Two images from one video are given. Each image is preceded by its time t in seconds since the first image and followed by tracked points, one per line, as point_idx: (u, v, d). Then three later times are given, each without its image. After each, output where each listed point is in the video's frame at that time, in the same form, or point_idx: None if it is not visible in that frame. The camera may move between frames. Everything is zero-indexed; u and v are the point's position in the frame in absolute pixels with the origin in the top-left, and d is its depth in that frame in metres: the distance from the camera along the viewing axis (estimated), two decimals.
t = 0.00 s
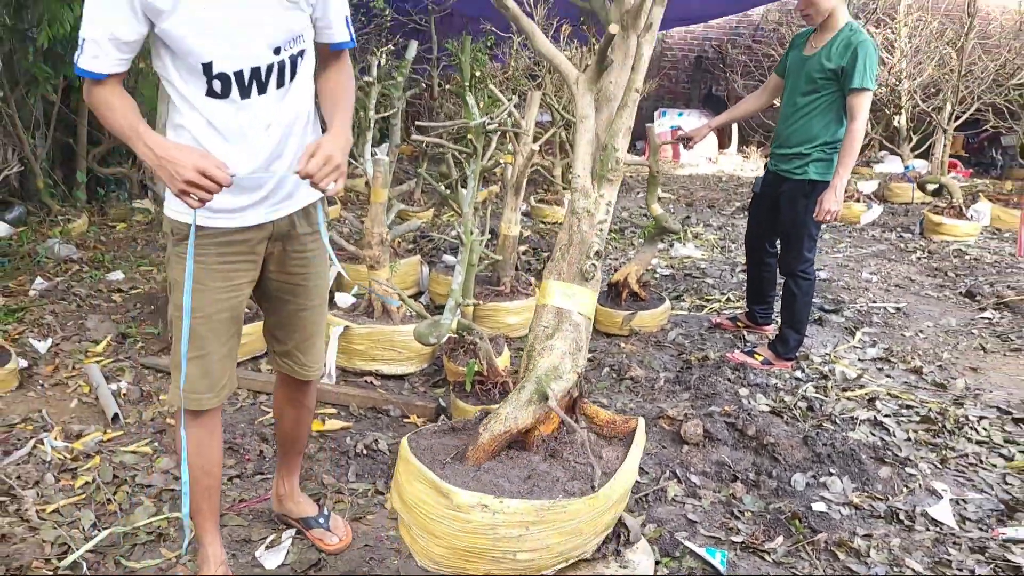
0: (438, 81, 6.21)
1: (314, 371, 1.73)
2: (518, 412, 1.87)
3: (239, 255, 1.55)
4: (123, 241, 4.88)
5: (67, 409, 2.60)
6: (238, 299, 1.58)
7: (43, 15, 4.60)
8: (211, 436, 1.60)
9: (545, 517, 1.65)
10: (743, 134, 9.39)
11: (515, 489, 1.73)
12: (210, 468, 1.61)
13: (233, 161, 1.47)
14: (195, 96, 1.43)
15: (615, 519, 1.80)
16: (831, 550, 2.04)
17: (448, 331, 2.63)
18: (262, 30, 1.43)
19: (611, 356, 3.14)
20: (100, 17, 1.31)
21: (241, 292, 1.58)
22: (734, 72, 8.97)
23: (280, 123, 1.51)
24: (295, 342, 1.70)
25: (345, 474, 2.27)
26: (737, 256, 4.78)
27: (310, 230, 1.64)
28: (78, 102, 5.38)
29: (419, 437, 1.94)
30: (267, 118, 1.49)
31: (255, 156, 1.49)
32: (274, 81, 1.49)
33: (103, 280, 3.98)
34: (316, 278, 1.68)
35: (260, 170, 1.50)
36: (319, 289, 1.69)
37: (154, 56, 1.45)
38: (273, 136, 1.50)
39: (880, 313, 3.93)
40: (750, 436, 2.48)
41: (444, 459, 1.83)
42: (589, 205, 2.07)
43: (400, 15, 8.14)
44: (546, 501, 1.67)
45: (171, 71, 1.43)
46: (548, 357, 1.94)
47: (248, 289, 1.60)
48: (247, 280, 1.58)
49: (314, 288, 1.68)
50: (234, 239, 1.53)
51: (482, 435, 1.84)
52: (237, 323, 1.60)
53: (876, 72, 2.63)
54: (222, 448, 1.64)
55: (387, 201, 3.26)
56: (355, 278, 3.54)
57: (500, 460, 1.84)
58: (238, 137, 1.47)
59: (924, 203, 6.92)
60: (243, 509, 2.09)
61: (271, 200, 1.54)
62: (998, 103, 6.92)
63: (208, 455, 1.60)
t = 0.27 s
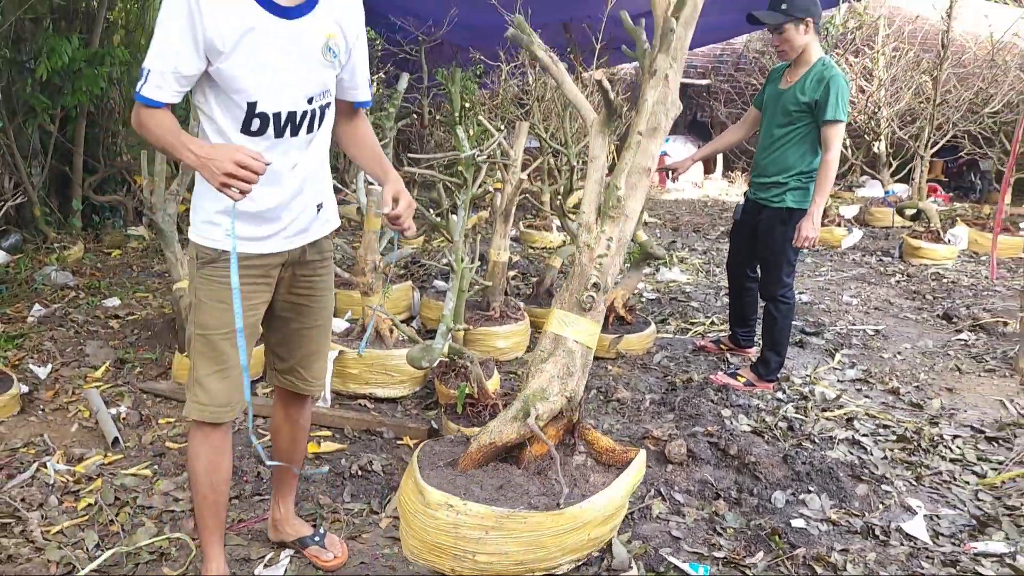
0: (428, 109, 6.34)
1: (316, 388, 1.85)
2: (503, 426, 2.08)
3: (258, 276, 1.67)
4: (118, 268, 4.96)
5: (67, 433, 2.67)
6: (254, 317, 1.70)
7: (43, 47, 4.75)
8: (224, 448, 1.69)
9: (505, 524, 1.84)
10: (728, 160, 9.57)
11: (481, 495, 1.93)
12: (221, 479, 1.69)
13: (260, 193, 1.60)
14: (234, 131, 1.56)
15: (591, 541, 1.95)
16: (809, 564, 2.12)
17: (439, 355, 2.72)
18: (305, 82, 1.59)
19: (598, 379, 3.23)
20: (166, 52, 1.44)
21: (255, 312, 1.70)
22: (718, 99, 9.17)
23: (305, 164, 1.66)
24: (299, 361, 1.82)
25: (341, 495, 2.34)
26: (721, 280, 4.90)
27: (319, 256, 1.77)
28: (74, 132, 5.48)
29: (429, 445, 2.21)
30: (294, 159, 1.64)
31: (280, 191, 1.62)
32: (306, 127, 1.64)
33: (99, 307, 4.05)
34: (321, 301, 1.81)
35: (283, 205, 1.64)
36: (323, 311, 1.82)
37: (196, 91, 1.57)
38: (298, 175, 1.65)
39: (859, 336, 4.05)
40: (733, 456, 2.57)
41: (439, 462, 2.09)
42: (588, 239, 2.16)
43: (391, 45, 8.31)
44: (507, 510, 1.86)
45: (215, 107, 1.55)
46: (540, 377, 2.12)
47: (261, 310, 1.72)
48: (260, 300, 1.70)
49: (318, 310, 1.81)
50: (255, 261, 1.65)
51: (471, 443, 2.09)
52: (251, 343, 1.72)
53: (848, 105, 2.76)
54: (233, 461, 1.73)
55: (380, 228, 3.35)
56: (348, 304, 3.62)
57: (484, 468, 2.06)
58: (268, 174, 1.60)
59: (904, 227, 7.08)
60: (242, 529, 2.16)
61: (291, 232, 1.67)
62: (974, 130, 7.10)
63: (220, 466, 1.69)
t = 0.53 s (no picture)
0: (419, 134, 6.46)
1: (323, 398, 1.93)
2: (502, 434, 2.23)
3: (275, 289, 1.77)
4: (113, 291, 5.01)
5: (70, 454, 2.72)
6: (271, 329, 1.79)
7: (41, 74, 4.86)
8: (241, 457, 1.77)
9: (478, 522, 2.00)
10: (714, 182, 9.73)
11: (469, 496, 2.09)
12: (240, 483, 1.78)
13: (277, 213, 1.74)
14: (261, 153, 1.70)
15: (569, 556, 2.02)
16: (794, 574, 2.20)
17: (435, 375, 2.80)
18: (326, 114, 1.73)
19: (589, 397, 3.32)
20: (208, 77, 1.59)
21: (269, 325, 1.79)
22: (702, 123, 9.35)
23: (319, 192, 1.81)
24: (307, 373, 1.90)
25: (341, 511, 2.40)
26: (708, 300, 5.01)
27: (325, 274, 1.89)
28: (70, 157, 5.56)
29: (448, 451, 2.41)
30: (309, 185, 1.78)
31: (295, 214, 1.77)
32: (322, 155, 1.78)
33: (96, 329, 4.11)
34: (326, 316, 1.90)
35: (296, 227, 1.77)
36: (328, 326, 1.91)
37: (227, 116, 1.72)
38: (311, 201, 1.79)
39: (842, 354, 4.16)
40: (720, 471, 2.66)
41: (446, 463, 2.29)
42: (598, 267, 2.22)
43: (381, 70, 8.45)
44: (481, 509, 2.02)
45: (242, 129, 1.70)
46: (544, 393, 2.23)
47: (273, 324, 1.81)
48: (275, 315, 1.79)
49: (325, 325, 1.90)
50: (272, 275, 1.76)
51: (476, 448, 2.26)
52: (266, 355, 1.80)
53: (826, 132, 2.88)
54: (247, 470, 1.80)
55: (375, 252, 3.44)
56: (344, 326, 3.70)
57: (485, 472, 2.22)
58: (286, 197, 1.74)
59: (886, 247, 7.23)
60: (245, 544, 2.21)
61: (301, 252, 1.80)
62: (952, 153, 7.29)
63: (237, 474, 1.77)
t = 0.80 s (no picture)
0: (413, 153, 6.58)
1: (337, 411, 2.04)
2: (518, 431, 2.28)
3: (300, 310, 1.87)
4: (113, 308, 5.08)
5: (81, 466, 2.79)
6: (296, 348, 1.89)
7: (42, 96, 4.95)
8: (268, 470, 1.87)
9: (472, 506, 2.01)
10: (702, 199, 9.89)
11: (469, 481, 2.14)
12: (267, 494, 1.88)
13: (302, 233, 1.84)
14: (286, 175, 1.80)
15: (553, 553, 1.96)
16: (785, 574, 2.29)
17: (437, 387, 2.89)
18: (342, 136, 1.86)
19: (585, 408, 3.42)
20: (241, 103, 1.67)
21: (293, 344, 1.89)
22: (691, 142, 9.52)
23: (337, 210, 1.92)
24: (323, 387, 2.01)
25: (348, 518, 2.48)
26: (698, 314, 5.13)
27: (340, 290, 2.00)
28: (69, 176, 5.64)
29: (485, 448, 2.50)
30: (329, 204, 1.89)
31: (316, 234, 1.88)
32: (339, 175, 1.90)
33: (99, 346, 4.18)
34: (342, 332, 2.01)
35: (319, 245, 1.88)
36: (343, 342, 2.02)
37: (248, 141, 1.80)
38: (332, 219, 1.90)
39: (829, 366, 4.28)
40: (712, 478, 2.76)
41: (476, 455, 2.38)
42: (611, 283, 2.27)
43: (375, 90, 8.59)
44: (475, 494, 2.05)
45: (267, 152, 1.79)
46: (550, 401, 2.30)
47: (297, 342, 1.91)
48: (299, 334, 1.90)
49: (341, 341, 2.01)
50: (298, 295, 1.85)
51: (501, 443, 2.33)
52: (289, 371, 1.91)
53: (811, 149, 3.01)
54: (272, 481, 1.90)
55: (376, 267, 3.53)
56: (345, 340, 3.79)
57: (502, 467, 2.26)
58: (310, 216, 1.85)
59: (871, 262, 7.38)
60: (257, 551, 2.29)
61: (321, 269, 1.90)
62: (934, 170, 7.47)
63: (264, 485, 1.87)
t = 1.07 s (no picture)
0: (414, 168, 6.69)
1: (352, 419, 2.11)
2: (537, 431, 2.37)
3: (312, 323, 1.94)
4: (120, 321, 5.16)
5: (97, 473, 2.87)
6: (308, 360, 1.96)
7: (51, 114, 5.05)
8: (282, 475, 1.95)
9: (481, 490, 2.20)
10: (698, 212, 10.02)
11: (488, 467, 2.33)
12: (282, 499, 1.96)
13: (317, 247, 1.91)
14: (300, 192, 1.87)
15: (539, 545, 2.08)
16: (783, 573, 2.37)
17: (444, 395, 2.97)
18: (354, 150, 1.91)
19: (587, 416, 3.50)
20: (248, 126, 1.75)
21: (308, 355, 1.96)
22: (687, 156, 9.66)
23: (354, 223, 1.98)
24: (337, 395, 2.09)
25: (359, 522, 2.56)
26: (696, 324, 5.23)
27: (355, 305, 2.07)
28: (76, 192, 5.73)
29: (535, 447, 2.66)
30: (345, 218, 1.96)
31: (332, 248, 1.94)
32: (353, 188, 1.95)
33: (108, 357, 4.26)
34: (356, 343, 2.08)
35: (335, 258, 1.95)
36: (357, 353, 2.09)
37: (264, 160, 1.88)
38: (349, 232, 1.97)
39: (824, 375, 4.38)
40: (711, 482, 2.84)
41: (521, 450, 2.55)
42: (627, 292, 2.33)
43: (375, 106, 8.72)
44: (488, 478, 2.24)
45: (280, 170, 1.86)
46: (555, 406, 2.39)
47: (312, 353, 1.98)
48: (314, 345, 1.97)
49: (355, 352, 2.08)
50: (312, 308, 1.92)
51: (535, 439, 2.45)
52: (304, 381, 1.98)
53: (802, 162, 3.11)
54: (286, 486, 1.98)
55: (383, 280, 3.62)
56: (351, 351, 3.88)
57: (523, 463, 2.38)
58: (326, 230, 1.91)
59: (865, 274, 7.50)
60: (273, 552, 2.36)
61: (338, 282, 1.97)
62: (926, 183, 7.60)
63: (278, 490, 1.94)
